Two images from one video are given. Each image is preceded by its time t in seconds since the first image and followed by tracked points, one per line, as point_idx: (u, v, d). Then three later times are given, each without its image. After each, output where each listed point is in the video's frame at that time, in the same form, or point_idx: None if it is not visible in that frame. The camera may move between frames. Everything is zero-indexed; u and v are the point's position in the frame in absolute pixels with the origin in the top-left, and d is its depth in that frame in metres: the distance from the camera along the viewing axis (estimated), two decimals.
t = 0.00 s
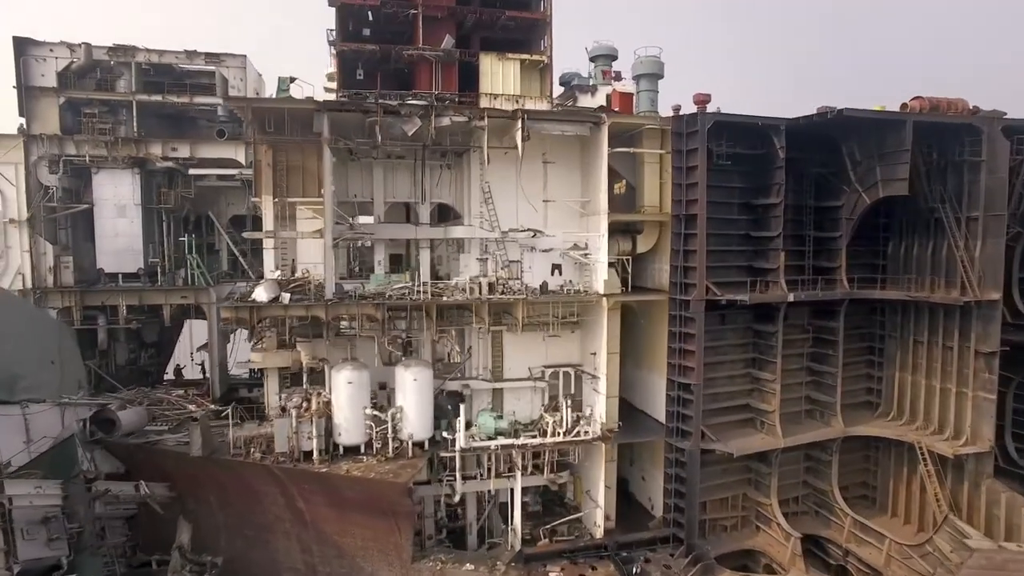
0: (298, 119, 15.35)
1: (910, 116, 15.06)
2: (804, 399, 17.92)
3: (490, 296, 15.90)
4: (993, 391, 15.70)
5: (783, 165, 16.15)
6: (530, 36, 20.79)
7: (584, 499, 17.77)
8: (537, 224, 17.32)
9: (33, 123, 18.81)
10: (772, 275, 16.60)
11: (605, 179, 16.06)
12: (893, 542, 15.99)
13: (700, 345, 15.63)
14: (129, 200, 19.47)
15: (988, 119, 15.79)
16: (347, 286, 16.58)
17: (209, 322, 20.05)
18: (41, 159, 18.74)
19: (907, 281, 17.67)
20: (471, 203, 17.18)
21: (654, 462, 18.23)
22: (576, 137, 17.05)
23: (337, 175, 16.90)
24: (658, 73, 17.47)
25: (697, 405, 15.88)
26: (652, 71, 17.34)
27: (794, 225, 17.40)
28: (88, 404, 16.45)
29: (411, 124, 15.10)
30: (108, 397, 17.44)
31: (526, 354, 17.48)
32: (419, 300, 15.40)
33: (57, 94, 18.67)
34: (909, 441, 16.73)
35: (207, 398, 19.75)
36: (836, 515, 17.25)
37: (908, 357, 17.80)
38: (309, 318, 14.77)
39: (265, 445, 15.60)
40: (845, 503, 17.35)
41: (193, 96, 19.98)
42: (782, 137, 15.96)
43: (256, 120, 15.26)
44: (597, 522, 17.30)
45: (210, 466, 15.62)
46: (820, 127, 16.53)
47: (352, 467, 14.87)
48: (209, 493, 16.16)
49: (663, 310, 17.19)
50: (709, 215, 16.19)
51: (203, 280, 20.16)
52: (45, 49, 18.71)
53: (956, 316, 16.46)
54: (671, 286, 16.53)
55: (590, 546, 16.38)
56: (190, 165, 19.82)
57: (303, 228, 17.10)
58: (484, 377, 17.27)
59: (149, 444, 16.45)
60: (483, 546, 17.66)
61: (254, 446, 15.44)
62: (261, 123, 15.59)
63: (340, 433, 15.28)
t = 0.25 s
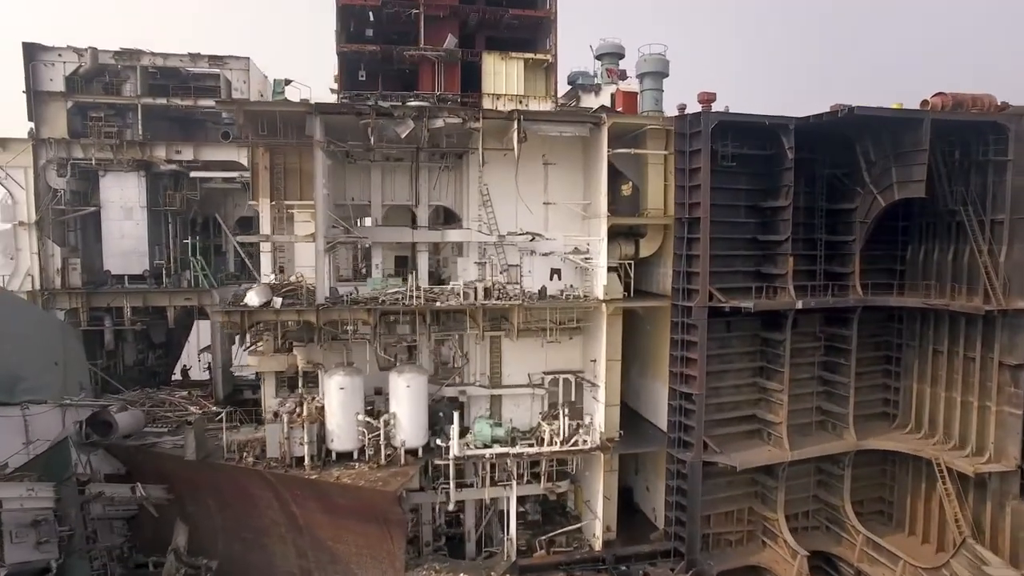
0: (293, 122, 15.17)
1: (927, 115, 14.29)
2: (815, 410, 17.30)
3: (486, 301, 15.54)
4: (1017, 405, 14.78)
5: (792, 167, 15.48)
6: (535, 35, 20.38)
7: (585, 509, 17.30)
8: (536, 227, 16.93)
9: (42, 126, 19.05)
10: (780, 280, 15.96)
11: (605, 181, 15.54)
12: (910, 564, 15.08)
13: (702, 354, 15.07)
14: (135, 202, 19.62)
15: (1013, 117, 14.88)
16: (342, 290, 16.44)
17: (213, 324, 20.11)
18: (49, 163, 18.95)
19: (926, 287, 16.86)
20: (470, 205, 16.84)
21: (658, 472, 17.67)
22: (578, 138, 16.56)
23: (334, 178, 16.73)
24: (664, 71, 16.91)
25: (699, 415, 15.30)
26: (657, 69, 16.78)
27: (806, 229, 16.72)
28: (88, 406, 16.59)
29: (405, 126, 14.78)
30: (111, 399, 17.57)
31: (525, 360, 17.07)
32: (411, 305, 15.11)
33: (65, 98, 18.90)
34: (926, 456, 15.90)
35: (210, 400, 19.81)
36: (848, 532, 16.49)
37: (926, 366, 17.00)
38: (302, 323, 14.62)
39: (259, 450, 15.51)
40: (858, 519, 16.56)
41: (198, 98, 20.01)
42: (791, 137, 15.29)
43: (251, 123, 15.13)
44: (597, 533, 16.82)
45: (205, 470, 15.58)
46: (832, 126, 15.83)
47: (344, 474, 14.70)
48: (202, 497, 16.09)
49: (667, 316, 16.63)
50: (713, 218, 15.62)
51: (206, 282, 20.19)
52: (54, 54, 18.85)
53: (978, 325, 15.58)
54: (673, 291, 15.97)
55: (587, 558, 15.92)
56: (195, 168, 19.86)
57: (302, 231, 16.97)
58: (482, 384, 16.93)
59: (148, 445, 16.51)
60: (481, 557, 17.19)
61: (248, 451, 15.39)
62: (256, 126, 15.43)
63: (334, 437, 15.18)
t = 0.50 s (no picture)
0: (284, 125, 15.05)
1: (941, 114, 13.59)
2: (823, 422, 16.61)
3: (479, 306, 15.24)
4: None
5: (798, 168, 14.86)
6: (537, 34, 19.98)
7: (581, 520, 16.89)
8: (533, 230, 16.57)
9: (47, 130, 19.33)
10: (785, 287, 15.35)
11: (602, 184, 15.09)
12: None
13: (700, 362, 14.54)
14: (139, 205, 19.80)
15: None
16: (335, 294, 16.29)
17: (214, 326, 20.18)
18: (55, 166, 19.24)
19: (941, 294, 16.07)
20: (466, 208, 16.53)
21: (658, 483, 17.17)
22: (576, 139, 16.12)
23: (328, 181, 16.59)
24: (665, 71, 16.39)
25: (697, 426, 14.79)
26: (659, 69, 16.26)
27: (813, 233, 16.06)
28: (88, 407, 16.74)
29: (395, 129, 14.50)
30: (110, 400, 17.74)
31: (521, 366, 16.73)
32: (402, 310, 14.87)
33: (70, 102, 19.17)
34: (940, 473, 15.12)
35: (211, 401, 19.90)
36: (856, 550, 15.79)
37: (942, 378, 16.21)
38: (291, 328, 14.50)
39: (251, 454, 15.46)
40: (866, 537, 15.84)
41: (200, 101, 20.07)
42: (796, 137, 14.67)
43: (243, 126, 15.06)
44: (592, 545, 16.40)
45: (198, 473, 15.59)
46: (841, 126, 15.14)
47: (333, 481, 14.55)
48: (195, 500, 16.04)
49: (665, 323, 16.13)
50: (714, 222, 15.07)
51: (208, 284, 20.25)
52: (59, 59, 19.13)
53: (996, 335, 14.77)
54: (672, 298, 15.46)
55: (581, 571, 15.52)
56: (196, 170, 19.94)
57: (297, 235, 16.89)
58: (477, 390, 16.64)
59: (144, 447, 16.60)
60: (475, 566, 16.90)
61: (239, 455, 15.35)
62: (249, 129, 15.35)
63: (322, 442, 14.98)
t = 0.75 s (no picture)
0: (273, 128, 14.95)
1: (948, 112, 12.95)
2: (828, 433, 15.99)
3: (468, 311, 14.99)
4: None
5: (798, 170, 14.30)
6: (536, 32, 19.61)
7: (575, 530, 16.52)
8: (526, 234, 16.23)
9: (51, 134, 19.59)
10: (785, 293, 14.80)
11: (595, 187, 14.71)
12: None
13: (694, 371, 14.11)
14: (140, 208, 19.97)
15: None
16: (326, 298, 16.17)
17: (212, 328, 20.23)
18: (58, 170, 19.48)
19: (952, 302, 15.35)
20: (458, 211, 16.27)
21: (654, 493, 16.70)
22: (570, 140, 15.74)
23: (320, 184, 16.46)
24: (663, 70, 16.00)
25: (691, 437, 14.33)
26: (655, 68, 15.91)
27: (817, 237, 15.46)
28: (85, 408, 16.88)
29: (382, 132, 14.29)
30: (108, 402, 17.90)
31: (514, 372, 16.42)
32: (389, 316, 14.67)
33: (72, 106, 19.42)
34: (948, 490, 14.45)
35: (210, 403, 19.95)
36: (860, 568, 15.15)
37: (953, 389, 15.50)
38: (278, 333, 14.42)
39: (240, 459, 15.42)
40: (871, 554, 15.20)
41: (199, 104, 20.13)
42: (797, 138, 14.11)
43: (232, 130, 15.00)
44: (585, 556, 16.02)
45: (188, 477, 15.60)
46: (845, 125, 14.55)
47: (319, 488, 14.42)
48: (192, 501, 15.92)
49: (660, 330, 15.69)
50: (710, 226, 14.58)
51: (207, 287, 20.32)
52: (62, 63, 19.39)
53: (1009, 346, 14.05)
54: (666, 304, 15.02)
55: None
56: (196, 172, 20.01)
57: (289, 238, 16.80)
58: (469, 396, 16.38)
59: (138, 449, 16.68)
60: None
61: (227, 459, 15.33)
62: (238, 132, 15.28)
63: (311, 448, 14.93)
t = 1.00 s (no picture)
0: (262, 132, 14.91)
1: (955, 112, 12.33)
2: (829, 445, 15.44)
3: (457, 317, 14.77)
4: None
5: (797, 173, 13.77)
6: (534, 31, 19.28)
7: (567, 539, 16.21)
8: (518, 238, 15.93)
9: (55, 138, 19.89)
10: (783, 300, 14.28)
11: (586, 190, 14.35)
12: None
13: (686, 380, 13.69)
14: (142, 210, 20.19)
15: None
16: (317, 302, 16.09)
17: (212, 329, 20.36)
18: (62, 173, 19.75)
19: (962, 309, 14.67)
20: (449, 214, 16.04)
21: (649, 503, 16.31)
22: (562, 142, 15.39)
23: (312, 187, 16.38)
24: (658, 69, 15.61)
25: (683, 448, 13.92)
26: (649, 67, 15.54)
27: (819, 242, 14.89)
28: (82, 409, 17.08)
29: (368, 136, 14.15)
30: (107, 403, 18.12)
31: (506, 378, 16.15)
32: (376, 321, 14.52)
33: (75, 110, 19.70)
34: (953, 507, 13.81)
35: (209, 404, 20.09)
36: None
37: (962, 401, 14.81)
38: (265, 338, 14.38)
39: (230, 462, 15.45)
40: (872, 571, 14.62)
41: (199, 107, 20.23)
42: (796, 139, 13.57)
43: (222, 134, 15.00)
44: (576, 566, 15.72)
45: (179, 479, 15.68)
46: (846, 125, 13.97)
47: (305, 493, 14.36)
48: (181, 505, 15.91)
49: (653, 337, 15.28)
50: (704, 231, 14.11)
51: (207, 288, 20.44)
52: (65, 68, 19.68)
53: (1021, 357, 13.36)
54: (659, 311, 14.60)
55: None
56: (196, 175, 20.12)
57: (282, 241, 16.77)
58: (460, 402, 16.17)
59: (133, 451, 16.86)
60: None
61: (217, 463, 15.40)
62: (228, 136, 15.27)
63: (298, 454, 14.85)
